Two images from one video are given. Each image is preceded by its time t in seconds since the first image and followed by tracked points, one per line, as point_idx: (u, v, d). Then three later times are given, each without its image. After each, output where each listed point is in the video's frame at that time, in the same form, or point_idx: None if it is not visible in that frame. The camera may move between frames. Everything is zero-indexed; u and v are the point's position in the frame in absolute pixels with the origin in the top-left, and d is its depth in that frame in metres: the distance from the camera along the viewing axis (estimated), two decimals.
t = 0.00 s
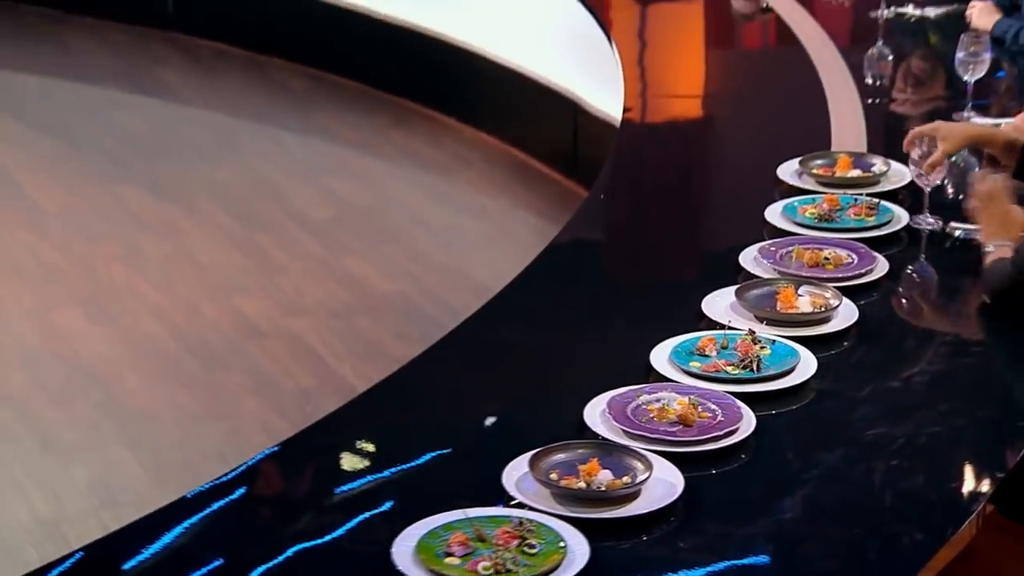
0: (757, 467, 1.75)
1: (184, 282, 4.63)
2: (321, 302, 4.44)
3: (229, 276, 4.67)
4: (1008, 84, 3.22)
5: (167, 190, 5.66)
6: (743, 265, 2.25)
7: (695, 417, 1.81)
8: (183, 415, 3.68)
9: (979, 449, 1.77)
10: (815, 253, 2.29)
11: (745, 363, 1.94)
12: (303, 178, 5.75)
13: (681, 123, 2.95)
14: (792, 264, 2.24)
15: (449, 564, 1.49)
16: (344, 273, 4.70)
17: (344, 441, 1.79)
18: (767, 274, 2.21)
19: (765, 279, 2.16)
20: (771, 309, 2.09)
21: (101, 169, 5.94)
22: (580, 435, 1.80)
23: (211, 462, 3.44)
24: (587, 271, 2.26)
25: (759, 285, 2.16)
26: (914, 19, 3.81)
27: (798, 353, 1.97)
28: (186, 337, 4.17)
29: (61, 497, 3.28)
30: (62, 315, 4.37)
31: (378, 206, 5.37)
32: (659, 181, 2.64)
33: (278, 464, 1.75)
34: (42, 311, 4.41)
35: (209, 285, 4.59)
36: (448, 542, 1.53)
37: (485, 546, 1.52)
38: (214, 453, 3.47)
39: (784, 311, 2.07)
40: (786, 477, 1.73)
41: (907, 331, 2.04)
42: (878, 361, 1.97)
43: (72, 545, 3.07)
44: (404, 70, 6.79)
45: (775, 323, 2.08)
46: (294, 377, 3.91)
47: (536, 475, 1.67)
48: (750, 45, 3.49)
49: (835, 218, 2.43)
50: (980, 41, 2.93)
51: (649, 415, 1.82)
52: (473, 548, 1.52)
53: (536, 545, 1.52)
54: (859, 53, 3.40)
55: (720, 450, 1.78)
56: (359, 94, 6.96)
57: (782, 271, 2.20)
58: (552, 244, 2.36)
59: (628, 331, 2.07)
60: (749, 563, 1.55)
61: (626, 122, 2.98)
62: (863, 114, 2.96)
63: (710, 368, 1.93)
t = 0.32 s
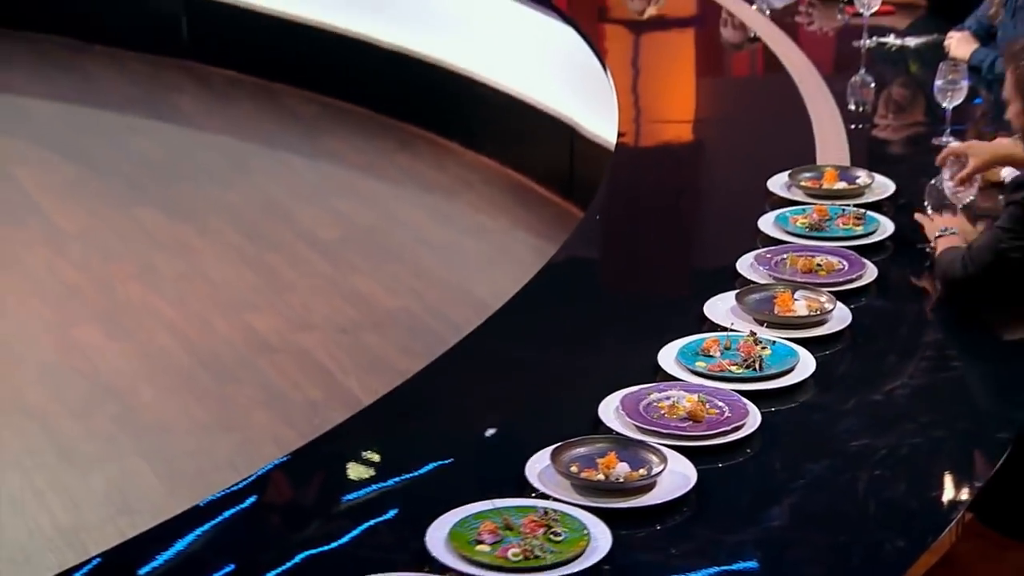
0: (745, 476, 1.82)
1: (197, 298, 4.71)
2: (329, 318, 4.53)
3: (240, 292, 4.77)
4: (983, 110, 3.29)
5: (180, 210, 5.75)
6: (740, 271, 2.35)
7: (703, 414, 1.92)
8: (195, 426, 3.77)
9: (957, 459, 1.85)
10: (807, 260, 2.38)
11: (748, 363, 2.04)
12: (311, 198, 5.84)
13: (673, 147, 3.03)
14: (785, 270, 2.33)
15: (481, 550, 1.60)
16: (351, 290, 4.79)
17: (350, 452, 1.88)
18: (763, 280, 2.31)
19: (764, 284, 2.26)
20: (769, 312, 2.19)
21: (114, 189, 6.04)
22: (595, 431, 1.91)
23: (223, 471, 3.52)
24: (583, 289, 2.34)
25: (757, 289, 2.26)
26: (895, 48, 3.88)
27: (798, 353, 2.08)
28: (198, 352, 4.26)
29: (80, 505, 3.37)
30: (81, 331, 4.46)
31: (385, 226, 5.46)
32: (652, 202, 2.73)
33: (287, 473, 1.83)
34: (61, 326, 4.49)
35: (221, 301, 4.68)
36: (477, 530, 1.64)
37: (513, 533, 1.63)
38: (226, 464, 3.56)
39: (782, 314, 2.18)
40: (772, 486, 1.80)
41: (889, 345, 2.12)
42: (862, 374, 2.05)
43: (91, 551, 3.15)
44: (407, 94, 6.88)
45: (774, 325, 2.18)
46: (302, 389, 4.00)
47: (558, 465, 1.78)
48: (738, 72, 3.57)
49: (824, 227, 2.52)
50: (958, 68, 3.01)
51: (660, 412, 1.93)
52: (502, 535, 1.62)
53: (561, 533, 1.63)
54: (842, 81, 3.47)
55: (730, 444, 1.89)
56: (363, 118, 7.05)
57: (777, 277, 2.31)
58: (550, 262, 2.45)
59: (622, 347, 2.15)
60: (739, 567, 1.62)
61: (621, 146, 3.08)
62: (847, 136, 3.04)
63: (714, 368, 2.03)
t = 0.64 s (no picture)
0: (734, 482, 1.90)
1: (211, 312, 4.81)
2: (336, 330, 4.63)
3: (252, 306, 4.86)
4: (959, 132, 3.37)
5: (196, 227, 5.85)
6: (737, 275, 2.47)
7: (709, 407, 2.04)
8: (208, 434, 3.86)
9: (935, 464, 1.93)
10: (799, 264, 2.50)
11: (749, 360, 2.16)
12: (319, 215, 5.94)
13: (665, 168, 3.13)
14: (779, 274, 2.45)
15: (508, 535, 1.70)
16: (358, 304, 4.89)
17: (356, 458, 1.97)
18: (759, 284, 2.43)
19: (761, 287, 2.39)
20: (766, 313, 2.32)
21: (129, 207, 6.14)
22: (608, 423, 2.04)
23: (235, 477, 3.61)
24: (580, 303, 2.44)
25: (754, 292, 2.38)
26: (875, 74, 3.98)
27: (796, 352, 2.20)
28: (212, 362, 4.36)
29: (98, 509, 3.46)
30: (101, 342, 4.56)
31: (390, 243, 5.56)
32: (648, 220, 2.82)
33: (297, 479, 1.92)
34: (81, 338, 4.59)
35: (234, 314, 4.78)
36: (503, 515, 1.75)
37: (538, 519, 1.74)
38: (238, 470, 3.65)
39: (778, 314, 2.30)
40: (759, 491, 1.88)
41: (872, 357, 2.21)
42: (844, 385, 2.13)
43: (111, 552, 3.24)
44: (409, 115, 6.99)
45: (770, 325, 2.30)
46: (310, 398, 4.09)
47: (576, 457, 1.90)
48: (727, 96, 3.67)
49: (813, 233, 2.63)
50: (936, 91, 3.05)
51: (667, 406, 2.04)
52: (528, 521, 1.73)
53: (583, 518, 1.73)
54: (825, 104, 3.55)
55: (736, 436, 2.00)
56: (369, 140, 7.15)
57: (772, 281, 2.43)
58: (548, 278, 2.54)
59: (616, 358, 2.24)
60: (727, 568, 1.69)
61: (616, 166, 3.19)
62: (830, 155, 3.13)
63: (717, 365, 2.15)
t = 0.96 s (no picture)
0: (723, 484, 2.00)
1: (225, 323, 4.92)
2: (344, 341, 4.74)
3: (264, 317, 4.97)
4: (937, 153, 3.48)
5: (213, 242, 5.96)
6: (730, 278, 2.61)
7: (711, 401, 2.17)
8: (222, 439, 3.97)
9: (914, 468, 2.03)
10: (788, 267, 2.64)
11: (747, 356, 2.30)
12: (327, 231, 6.06)
13: (656, 187, 3.23)
14: (771, 278, 2.60)
15: (531, 519, 1.84)
16: (365, 316, 5.00)
17: (364, 461, 2.08)
18: (752, 286, 2.57)
19: (755, 289, 2.53)
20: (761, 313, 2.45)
21: (143, 222, 6.26)
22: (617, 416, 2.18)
23: (248, 481, 3.72)
24: (576, 316, 2.54)
25: (749, 294, 2.52)
26: (856, 97, 4.10)
27: (790, 350, 2.34)
28: (225, 371, 4.47)
29: (118, 512, 3.57)
30: (120, 353, 4.66)
31: (396, 259, 5.67)
32: (641, 235, 2.93)
33: (307, 482, 2.03)
34: (101, 350, 4.69)
35: (247, 325, 4.89)
36: (525, 502, 1.89)
37: (557, 504, 1.88)
38: (251, 474, 3.76)
39: (772, 314, 2.44)
40: (746, 494, 1.98)
41: (853, 367, 2.31)
42: (827, 393, 2.24)
43: (130, 553, 3.34)
44: (411, 132, 7.10)
45: (764, 325, 2.44)
46: (319, 405, 4.21)
47: (591, 448, 2.03)
48: (715, 117, 3.78)
49: (799, 240, 2.78)
50: (913, 115, 3.14)
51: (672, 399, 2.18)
52: (548, 506, 1.88)
53: (599, 505, 1.88)
54: (809, 126, 3.65)
55: (737, 428, 2.14)
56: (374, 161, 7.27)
57: (765, 283, 2.57)
58: (545, 291, 2.65)
59: (611, 368, 2.34)
60: (715, 568, 1.79)
61: (610, 184, 3.30)
62: (812, 175, 3.23)
63: (717, 362, 2.29)
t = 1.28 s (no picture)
0: (714, 487, 2.10)
1: (239, 334, 5.03)
2: (352, 351, 4.85)
3: (275, 328, 5.09)
4: (915, 173, 3.59)
5: (227, 256, 6.07)
6: (724, 282, 2.77)
7: (712, 396, 2.32)
8: (234, 445, 4.07)
9: (895, 473, 2.13)
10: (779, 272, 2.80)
11: (744, 355, 2.44)
12: (334, 245, 6.17)
13: (648, 205, 3.34)
14: (764, 281, 2.75)
15: (551, 507, 1.99)
16: (371, 326, 5.12)
17: (371, 466, 2.18)
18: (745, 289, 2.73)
19: (749, 293, 2.68)
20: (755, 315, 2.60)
21: (158, 237, 6.38)
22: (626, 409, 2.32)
23: (259, 485, 3.83)
24: (574, 328, 2.64)
25: (743, 297, 2.67)
26: (837, 120, 4.22)
27: (785, 349, 2.48)
28: (238, 379, 4.58)
29: (136, 514, 3.67)
30: (139, 363, 4.77)
31: (402, 273, 5.78)
32: (634, 250, 3.04)
33: (316, 486, 2.13)
34: (120, 360, 4.80)
35: (259, 336, 5.00)
36: (544, 491, 2.03)
37: (575, 493, 2.03)
38: (262, 478, 3.87)
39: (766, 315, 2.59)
40: (735, 498, 2.07)
41: (836, 376, 2.41)
42: (812, 402, 2.34)
43: (148, 552, 3.45)
44: (413, 149, 7.21)
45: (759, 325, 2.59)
46: (327, 411, 4.32)
47: (604, 441, 2.18)
48: (703, 138, 3.89)
49: (787, 246, 2.94)
50: (891, 136, 3.25)
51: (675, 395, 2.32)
52: (566, 495, 2.02)
53: (614, 493, 2.03)
54: (793, 148, 3.77)
55: (737, 422, 2.28)
56: (381, 180, 7.39)
57: (758, 287, 2.72)
58: (542, 304, 2.76)
59: (607, 377, 2.45)
60: (705, 567, 1.88)
61: (604, 202, 3.41)
62: (798, 193, 3.34)
63: (716, 360, 2.43)
